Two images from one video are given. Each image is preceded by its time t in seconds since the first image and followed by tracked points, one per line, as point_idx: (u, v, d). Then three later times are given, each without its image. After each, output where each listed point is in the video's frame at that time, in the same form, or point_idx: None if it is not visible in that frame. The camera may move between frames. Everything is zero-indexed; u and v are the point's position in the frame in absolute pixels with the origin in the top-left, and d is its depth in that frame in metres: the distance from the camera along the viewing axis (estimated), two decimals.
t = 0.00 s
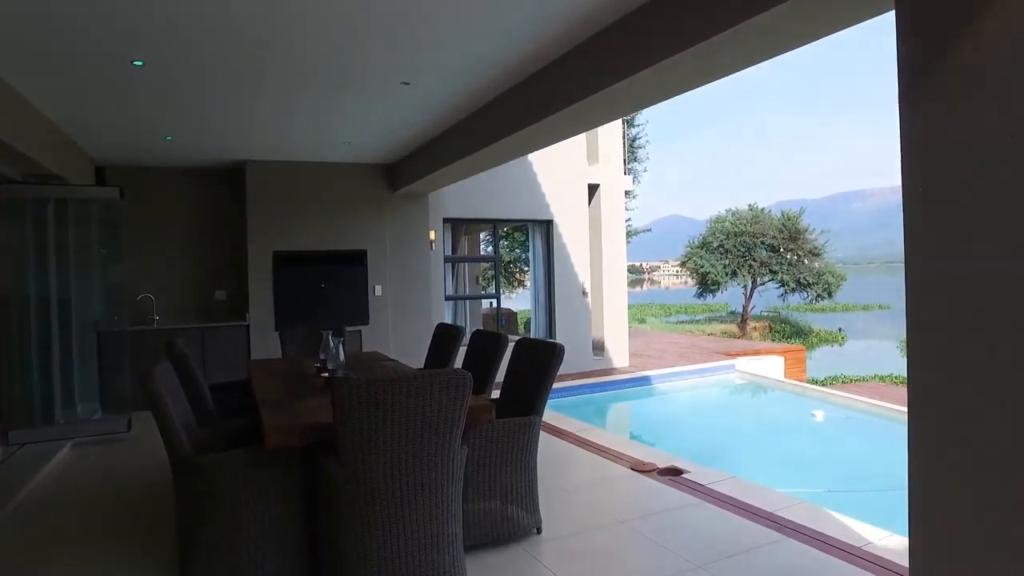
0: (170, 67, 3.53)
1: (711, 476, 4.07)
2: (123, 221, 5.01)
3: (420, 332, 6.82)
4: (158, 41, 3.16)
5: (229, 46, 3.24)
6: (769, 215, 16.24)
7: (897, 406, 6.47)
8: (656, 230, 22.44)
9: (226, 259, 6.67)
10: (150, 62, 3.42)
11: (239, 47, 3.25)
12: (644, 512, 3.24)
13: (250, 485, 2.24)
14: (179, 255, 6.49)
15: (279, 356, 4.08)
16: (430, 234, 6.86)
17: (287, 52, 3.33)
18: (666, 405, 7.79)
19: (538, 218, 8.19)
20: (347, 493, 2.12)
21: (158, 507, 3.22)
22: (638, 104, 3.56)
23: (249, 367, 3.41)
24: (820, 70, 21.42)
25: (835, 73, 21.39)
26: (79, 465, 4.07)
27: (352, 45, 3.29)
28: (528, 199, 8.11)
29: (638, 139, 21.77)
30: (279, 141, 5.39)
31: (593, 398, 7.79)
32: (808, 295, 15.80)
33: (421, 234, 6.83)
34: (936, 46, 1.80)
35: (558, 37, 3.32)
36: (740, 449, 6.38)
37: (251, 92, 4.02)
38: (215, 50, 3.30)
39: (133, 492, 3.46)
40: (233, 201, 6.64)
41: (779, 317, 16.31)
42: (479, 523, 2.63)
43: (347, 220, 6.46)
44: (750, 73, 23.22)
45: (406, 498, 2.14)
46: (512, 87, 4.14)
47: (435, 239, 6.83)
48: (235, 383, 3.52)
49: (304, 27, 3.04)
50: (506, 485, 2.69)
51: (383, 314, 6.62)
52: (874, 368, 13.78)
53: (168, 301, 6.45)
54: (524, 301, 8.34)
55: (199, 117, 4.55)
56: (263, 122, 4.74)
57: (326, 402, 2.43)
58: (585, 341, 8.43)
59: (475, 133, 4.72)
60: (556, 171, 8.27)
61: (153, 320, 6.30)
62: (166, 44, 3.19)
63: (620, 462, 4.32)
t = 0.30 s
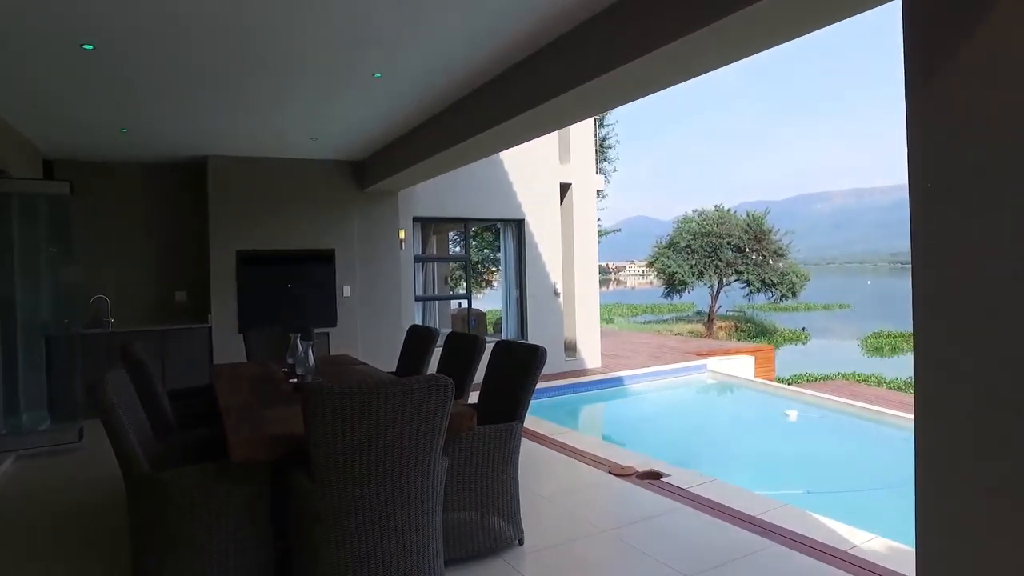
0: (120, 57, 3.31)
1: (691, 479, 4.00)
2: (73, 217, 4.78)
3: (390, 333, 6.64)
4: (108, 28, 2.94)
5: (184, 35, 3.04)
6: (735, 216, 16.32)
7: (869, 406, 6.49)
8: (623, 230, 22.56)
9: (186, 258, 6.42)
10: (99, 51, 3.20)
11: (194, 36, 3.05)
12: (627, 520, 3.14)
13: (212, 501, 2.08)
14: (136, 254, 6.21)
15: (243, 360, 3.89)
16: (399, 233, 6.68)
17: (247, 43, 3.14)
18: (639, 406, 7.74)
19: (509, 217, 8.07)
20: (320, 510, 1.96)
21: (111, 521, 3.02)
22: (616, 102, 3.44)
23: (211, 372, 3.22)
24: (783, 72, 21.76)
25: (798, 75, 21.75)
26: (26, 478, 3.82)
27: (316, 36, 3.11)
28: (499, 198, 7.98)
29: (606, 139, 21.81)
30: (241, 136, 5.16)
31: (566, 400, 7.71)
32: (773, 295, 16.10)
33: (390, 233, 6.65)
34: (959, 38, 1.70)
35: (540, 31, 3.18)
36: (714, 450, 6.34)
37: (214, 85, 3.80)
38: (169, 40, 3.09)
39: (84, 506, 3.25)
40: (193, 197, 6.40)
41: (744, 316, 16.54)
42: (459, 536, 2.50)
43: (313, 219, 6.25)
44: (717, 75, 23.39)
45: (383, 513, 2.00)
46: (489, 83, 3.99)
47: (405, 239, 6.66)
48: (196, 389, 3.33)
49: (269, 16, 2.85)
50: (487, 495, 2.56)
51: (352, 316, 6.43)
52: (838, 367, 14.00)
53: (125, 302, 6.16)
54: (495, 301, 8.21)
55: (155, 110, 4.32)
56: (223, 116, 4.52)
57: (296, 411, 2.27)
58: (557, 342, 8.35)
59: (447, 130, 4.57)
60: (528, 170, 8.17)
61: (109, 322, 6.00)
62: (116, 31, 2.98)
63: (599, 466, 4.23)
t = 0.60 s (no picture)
0: (68, 37, 3.07)
1: (670, 482, 3.92)
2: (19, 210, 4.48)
3: (357, 334, 6.46)
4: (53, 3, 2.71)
5: (136, 14, 2.82)
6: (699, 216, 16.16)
7: (839, 404, 6.54)
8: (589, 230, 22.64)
9: (141, 257, 6.14)
10: (44, 28, 2.95)
11: (148, 15, 2.84)
12: (609, 528, 3.03)
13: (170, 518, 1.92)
14: (86, 251, 5.90)
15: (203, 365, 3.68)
16: (366, 231, 6.50)
17: (203, 23, 2.93)
18: (610, 406, 7.68)
19: (479, 216, 7.94)
20: (290, 531, 1.81)
21: (56, 542, 2.79)
22: (596, 97, 3.34)
23: (170, 378, 3.02)
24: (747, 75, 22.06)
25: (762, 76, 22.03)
26: None
27: (280, 18, 2.92)
28: (469, 196, 7.84)
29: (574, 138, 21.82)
30: (201, 127, 4.91)
31: (536, 402, 7.61)
32: (736, 294, 16.19)
33: (357, 232, 6.47)
34: (978, 24, 1.62)
35: (521, 21, 3.05)
36: (688, 450, 6.30)
37: (172, 70, 3.57)
38: (120, 18, 2.86)
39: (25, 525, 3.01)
40: (147, 192, 6.11)
41: (708, 316, 16.80)
42: (438, 551, 2.36)
43: (277, 216, 6.03)
44: (682, 76, 23.59)
45: (360, 533, 1.85)
46: (462, 76, 3.85)
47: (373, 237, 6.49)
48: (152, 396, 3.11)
49: None
50: (467, 507, 2.42)
51: (318, 316, 6.23)
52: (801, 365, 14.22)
53: (74, 302, 5.84)
54: (466, 300, 8.01)
55: (106, 97, 4.06)
56: (180, 105, 4.28)
57: (263, 419, 2.11)
58: (527, 343, 8.24)
59: (419, 125, 4.41)
60: (498, 168, 8.04)
61: (56, 323, 5.70)
62: (63, 7, 2.75)
63: (575, 469, 4.12)
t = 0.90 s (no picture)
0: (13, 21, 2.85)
1: (652, 486, 3.83)
2: None
3: (329, 335, 6.28)
4: None
5: None
6: (669, 216, 16.33)
7: (815, 403, 6.54)
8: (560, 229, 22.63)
9: (98, 256, 5.87)
10: None
11: None
12: (595, 536, 2.92)
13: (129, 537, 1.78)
14: (40, 249, 5.62)
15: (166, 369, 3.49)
16: (337, 229, 6.32)
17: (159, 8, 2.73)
18: (586, 407, 7.61)
19: (453, 214, 7.80)
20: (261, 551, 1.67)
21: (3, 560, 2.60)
22: (577, 91, 3.22)
23: (129, 383, 2.84)
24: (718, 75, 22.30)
25: (732, 77, 22.27)
26: None
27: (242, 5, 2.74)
28: (443, 194, 7.70)
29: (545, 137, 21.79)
30: (163, 120, 4.69)
31: (512, 402, 7.49)
32: (706, 293, 16.30)
33: (328, 230, 6.29)
34: (998, 11, 1.52)
35: (503, 10, 2.90)
36: (666, 451, 6.24)
37: (128, 60, 3.36)
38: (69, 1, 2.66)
39: None
40: (105, 188, 5.85)
41: (679, 315, 16.88)
42: (420, 566, 2.23)
43: (244, 213, 5.81)
44: (653, 76, 23.76)
45: (337, 551, 1.72)
46: (436, 69, 3.70)
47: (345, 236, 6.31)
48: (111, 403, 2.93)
49: None
50: (450, 518, 2.30)
51: (288, 316, 6.04)
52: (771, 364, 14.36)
53: (27, 303, 5.56)
54: (439, 300, 7.86)
55: (58, 87, 3.82)
56: (139, 97, 4.06)
57: (231, 428, 1.97)
58: (502, 343, 8.12)
59: (392, 119, 4.26)
60: (472, 165, 7.92)
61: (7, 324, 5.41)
62: None
63: (556, 474, 4.01)
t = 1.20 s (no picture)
0: None
1: (635, 491, 3.74)
2: None
3: (300, 337, 6.11)
4: None
5: None
6: (642, 216, 16.36)
7: (792, 403, 6.54)
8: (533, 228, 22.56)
9: (56, 256, 5.61)
10: None
11: None
12: (579, 547, 2.82)
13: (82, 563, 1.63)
14: None
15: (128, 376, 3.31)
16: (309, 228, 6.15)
17: None
18: (563, 409, 7.52)
19: (427, 214, 7.66)
20: None
21: None
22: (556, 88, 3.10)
23: (88, 392, 2.67)
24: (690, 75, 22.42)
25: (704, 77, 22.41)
26: None
27: None
28: (417, 193, 7.56)
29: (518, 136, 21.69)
30: (121, 116, 4.47)
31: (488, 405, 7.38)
32: (679, 293, 16.17)
33: (298, 229, 6.10)
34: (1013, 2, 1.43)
35: (477, 4, 2.77)
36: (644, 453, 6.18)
37: (80, 53, 3.16)
38: None
39: None
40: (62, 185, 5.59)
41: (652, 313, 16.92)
42: None
43: (210, 212, 5.61)
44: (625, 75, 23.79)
45: None
46: (408, 65, 3.56)
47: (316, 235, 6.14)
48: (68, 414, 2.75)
49: None
50: (431, 534, 2.18)
51: (257, 318, 5.85)
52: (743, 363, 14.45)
53: None
54: (413, 301, 7.72)
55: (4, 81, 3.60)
56: (94, 92, 3.85)
57: (197, 442, 1.83)
58: (477, 344, 8.01)
59: (363, 116, 4.10)
60: (447, 164, 7.78)
61: None
62: None
63: (537, 479, 3.90)
